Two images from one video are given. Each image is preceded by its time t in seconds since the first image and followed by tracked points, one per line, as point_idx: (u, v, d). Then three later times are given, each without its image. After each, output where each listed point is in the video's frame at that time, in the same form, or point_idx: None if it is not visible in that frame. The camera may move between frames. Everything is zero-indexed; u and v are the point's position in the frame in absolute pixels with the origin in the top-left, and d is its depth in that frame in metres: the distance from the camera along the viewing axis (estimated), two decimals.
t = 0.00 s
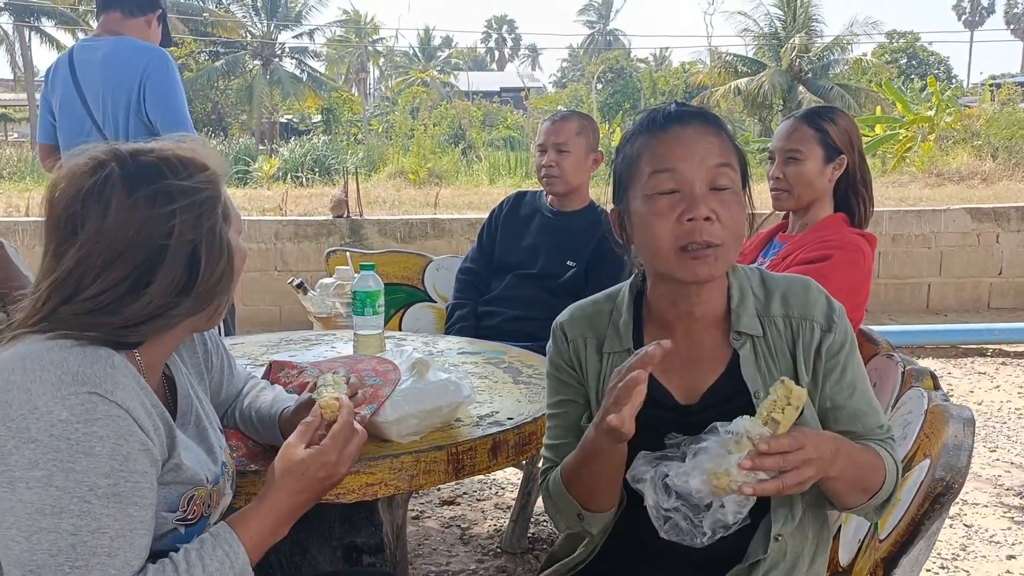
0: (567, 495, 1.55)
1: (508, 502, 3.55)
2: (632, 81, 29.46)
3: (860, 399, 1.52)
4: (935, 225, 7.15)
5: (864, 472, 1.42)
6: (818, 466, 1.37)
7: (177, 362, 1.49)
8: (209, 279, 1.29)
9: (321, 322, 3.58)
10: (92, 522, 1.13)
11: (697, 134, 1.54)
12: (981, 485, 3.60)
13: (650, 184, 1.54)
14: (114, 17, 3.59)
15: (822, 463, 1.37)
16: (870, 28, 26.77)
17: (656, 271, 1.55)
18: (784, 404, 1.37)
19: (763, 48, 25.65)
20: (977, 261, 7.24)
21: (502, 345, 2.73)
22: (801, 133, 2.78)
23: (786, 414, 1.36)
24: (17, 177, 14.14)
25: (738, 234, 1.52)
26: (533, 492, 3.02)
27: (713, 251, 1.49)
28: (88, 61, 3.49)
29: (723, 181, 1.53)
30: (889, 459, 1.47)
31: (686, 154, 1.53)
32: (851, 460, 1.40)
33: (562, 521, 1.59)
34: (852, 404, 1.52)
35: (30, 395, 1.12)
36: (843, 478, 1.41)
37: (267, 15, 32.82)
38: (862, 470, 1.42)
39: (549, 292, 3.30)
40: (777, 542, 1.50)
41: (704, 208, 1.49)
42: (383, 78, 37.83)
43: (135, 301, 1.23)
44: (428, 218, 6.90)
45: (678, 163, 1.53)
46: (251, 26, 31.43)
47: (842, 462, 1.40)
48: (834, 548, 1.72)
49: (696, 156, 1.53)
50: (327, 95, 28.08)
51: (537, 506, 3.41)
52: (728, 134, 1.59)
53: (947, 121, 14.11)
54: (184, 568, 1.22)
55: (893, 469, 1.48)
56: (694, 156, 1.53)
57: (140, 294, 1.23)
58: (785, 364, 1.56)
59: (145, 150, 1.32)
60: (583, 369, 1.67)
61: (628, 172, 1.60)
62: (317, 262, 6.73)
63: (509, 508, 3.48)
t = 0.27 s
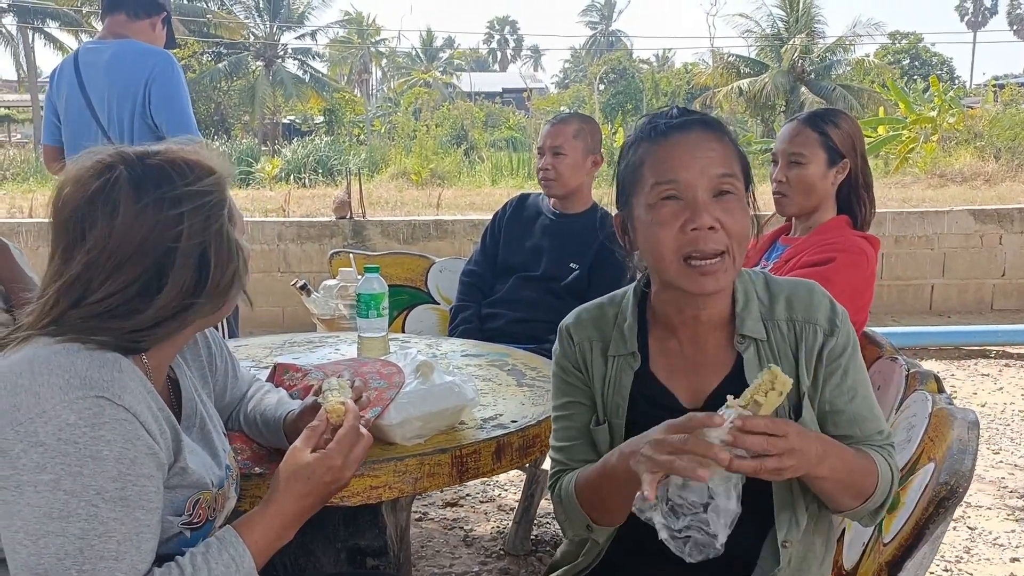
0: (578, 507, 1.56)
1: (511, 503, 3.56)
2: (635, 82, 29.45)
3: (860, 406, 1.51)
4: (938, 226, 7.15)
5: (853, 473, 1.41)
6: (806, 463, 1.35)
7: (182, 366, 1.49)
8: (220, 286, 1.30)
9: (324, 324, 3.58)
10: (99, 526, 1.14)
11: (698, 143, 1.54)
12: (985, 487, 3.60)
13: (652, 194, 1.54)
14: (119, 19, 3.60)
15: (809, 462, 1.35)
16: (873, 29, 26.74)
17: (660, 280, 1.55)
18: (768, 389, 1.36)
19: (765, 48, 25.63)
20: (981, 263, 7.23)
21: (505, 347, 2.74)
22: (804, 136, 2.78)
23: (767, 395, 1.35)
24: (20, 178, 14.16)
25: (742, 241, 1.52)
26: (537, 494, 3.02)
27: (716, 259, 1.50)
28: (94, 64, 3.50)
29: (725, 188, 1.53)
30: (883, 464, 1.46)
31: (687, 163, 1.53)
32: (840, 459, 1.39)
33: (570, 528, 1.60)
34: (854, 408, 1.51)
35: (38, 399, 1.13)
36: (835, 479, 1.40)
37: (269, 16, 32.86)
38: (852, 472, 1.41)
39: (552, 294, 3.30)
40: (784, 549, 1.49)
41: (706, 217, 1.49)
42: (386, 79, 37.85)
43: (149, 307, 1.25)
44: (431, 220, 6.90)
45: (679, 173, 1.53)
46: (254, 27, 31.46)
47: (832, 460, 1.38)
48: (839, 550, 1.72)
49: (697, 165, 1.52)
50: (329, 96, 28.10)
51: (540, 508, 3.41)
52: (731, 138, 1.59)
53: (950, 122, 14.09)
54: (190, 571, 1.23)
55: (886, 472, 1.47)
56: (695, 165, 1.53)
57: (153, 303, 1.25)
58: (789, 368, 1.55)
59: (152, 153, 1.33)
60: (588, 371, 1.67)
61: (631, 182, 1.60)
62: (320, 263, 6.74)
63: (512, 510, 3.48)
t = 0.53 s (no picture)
0: (582, 500, 1.56)
1: (513, 505, 3.56)
2: (636, 83, 29.44)
3: (848, 412, 1.49)
4: (940, 228, 7.14)
5: (831, 451, 1.39)
6: (778, 422, 1.32)
7: (185, 372, 1.49)
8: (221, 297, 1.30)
9: (326, 326, 3.59)
10: (104, 531, 1.14)
11: (696, 167, 1.50)
12: (987, 489, 3.59)
13: (649, 220, 1.50)
14: (122, 22, 3.61)
15: (778, 424, 1.32)
16: (875, 30, 26.71)
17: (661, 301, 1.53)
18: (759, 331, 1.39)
19: (767, 49, 25.62)
20: (983, 264, 7.22)
21: (507, 349, 2.74)
22: (808, 139, 2.78)
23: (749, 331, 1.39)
24: (24, 180, 14.19)
25: (741, 262, 1.49)
26: (539, 496, 3.02)
27: (715, 286, 1.47)
28: (97, 66, 3.51)
29: (725, 211, 1.48)
30: (872, 463, 1.43)
31: (685, 188, 1.49)
32: (816, 428, 1.36)
33: (575, 523, 1.60)
34: (849, 411, 1.49)
35: (44, 404, 1.13)
36: (812, 454, 1.37)
37: (272, 17, 32.90)
38: (828, 450, 1.38)
39: (555, 296, 3.30)
40: (776, 552, 1.48)
41: (705, 246, 1.45)
42: (388, 80, 37.86)
43: (151, 318, 1.24)
44: (433, 220, 6.90)
45: (677, 199, 1.48)
46: (256, 28, 31.49)
47: (808, 428, 1.35)
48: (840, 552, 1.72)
49: (695, 191, 1.48)
50: (332, 97, 28.11)
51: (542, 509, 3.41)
52: (728, 155, 1.54)
53: (953, 123, 14.08)
54: None
55: (873, 472, 1.44)
56: (694, 190, 1.48)
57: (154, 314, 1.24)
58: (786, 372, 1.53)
59: (158, 157, 1.33)
60: (592, 370, 1.68)
61: (629, 204, 1.56)
62: (323, 264, 6.74)
63: (514, 512, 3.48)
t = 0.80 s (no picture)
0: (578, 490, 1.56)
1: (514, 506, 3.56)
2: (638, 84, 29.43)
3: (841, 413, 1.48)
4: (942, 229, 7.14)
5: (815, 435, 1.37)
6: (758, 392, 1.32)
7: (186, 374, 1.50)
8: (166, 290, 1.26)
9: (327, 327, 3.59)
10: (100, 535, 1.14)
11: (694, 178, 1.48)
12: (989, 490, 3.59)
13: (646, 232, 1.48)
14: (123, 23, 3.61)
15: (758, 392, 1.32)
16: (877, 31, 26.70)
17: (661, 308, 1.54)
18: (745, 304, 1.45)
19: (769, 50, 25.62)
20: (985, 266, 7.22)
21: (508, 351, 2.74)
22: (809, 141, 2.78)
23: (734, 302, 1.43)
24: (26, 181, 14.20)
25: (739, 268, 1.48)
26: (539, 498, 3.02)
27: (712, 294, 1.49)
28: (98, 68, 3.51)
29: (723, 221, 1.46)
30: (860, 460, 1.42)
31: (682, 200, 1.46)
32: (799, 408, 1.36)
33: (574, 517, 1.61)
34: (842, 412, 1.48)
35: (39, 408, 1.13)
36: (796, 434, 1.36)
37: (273, 19, 32.92)
38: (813, 433, 1.37)
39: (556, 297, 3.30)
40: (770, 554, 1.48)
41: (704, 256, 1.44)
42: (389, 81, 37.88)
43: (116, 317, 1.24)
44: (434, 222, 6.91)
45: (674, 211, 1.46)
46: (257, 30, 31.51)
47: (791, 408, 1.35)
48: (842, 553, 1.72)
49: (693, 203, 1.46)
50: (333, 98, 28.12)
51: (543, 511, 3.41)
52: (724, 162, 1.51)
53: (955, 124, 14.07)
54: None
55: (863, 469, 1.42)
56: (690, 202, 1.46)
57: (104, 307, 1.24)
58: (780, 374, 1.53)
59: (157, 157, 1.33)
60: (590, 371, 1.69)
61: (625, 216, 1.54)
62: (324, 265, 6.75)
63: (515, 513, 3.48)
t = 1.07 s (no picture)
0: (580, 490, 1.57)
1: (516, 506, 3.56)
2: (638, 85, 29.44)
3: (837, 410, 1.49)
4: (943, 230, 7.14)
5: (809, 428, 1.38)
6: (752, 383, 1.32)
7: (188, 372, 1.50)
8: (144, 279, 1.25)
9: (328, 327, 3.60)
10: (104, 532, 1.15)
11: (690, 184, 1.47)
12: (990, 491, 3.59)
13: (645, 240, 1.48)
14: (125, 23, 3.62)
15: (750, 380, 1.32)
16: (878, 32, 26.69)
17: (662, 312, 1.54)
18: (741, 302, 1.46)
19: (769, 51, 25.62)
20: (986, 266, 7.22)
21: (509, 350, 2.74)
22: (810, 141, 2.79)
23: (728, 295, 1.45)
24: (27, 181, 14.20)
25: (739, 271, 1.48)
26: (541, 498, 3.02)
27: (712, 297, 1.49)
28: (100, 68, 3.52)
29: (721, 226, 1.45)
30: (854, 456, 1.42)
31: (679, 208, 1.46)
32: (792, 402, 1.37)
33: (575, 517, 1.61)
34: (838, 410, 1.49)
35: (45, 405, 1.13)
36: (789, 429, 1.36)
37: (274, 19, 32.93)
38: (806, 427, 1.37)
39: (557, 297, 3.30)
40: (769, 550, 1.48)
41: (703, 262, 1.44)
42: (390, 82, 37.89)
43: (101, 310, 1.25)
44: (435, 222, 6.91)
45: (672, 219, 1.45)
46: (258, 30, 31.53)
47: (784, 400, 1.36)
48: (843, 552, 1.72)
49: (690, 210, 1.45)
50: (334, 99, 28.13)
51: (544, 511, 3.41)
52: (719, 166, 1.50)
53: (956, 125, 14.06)
54: None
55: (858, 465, 1.43)
56: (688, 209, 1.45)
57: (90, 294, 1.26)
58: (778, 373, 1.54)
59: (156, 156, 1.34)
60: (591, 372, 1.70)
61: (623, 223, 1.53)
62: (325, 265, 6.75)
63: (516, 513, 3.48)
